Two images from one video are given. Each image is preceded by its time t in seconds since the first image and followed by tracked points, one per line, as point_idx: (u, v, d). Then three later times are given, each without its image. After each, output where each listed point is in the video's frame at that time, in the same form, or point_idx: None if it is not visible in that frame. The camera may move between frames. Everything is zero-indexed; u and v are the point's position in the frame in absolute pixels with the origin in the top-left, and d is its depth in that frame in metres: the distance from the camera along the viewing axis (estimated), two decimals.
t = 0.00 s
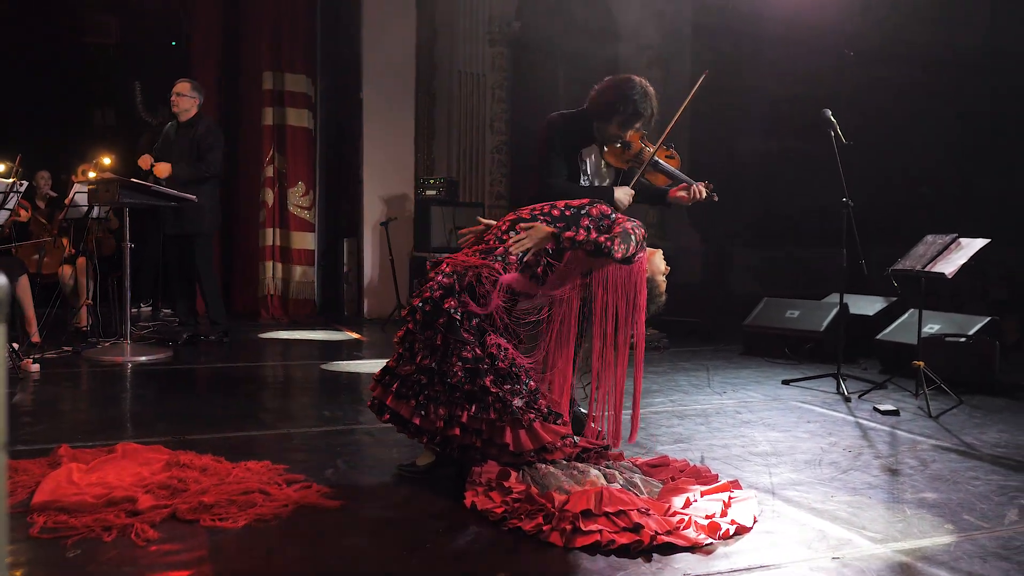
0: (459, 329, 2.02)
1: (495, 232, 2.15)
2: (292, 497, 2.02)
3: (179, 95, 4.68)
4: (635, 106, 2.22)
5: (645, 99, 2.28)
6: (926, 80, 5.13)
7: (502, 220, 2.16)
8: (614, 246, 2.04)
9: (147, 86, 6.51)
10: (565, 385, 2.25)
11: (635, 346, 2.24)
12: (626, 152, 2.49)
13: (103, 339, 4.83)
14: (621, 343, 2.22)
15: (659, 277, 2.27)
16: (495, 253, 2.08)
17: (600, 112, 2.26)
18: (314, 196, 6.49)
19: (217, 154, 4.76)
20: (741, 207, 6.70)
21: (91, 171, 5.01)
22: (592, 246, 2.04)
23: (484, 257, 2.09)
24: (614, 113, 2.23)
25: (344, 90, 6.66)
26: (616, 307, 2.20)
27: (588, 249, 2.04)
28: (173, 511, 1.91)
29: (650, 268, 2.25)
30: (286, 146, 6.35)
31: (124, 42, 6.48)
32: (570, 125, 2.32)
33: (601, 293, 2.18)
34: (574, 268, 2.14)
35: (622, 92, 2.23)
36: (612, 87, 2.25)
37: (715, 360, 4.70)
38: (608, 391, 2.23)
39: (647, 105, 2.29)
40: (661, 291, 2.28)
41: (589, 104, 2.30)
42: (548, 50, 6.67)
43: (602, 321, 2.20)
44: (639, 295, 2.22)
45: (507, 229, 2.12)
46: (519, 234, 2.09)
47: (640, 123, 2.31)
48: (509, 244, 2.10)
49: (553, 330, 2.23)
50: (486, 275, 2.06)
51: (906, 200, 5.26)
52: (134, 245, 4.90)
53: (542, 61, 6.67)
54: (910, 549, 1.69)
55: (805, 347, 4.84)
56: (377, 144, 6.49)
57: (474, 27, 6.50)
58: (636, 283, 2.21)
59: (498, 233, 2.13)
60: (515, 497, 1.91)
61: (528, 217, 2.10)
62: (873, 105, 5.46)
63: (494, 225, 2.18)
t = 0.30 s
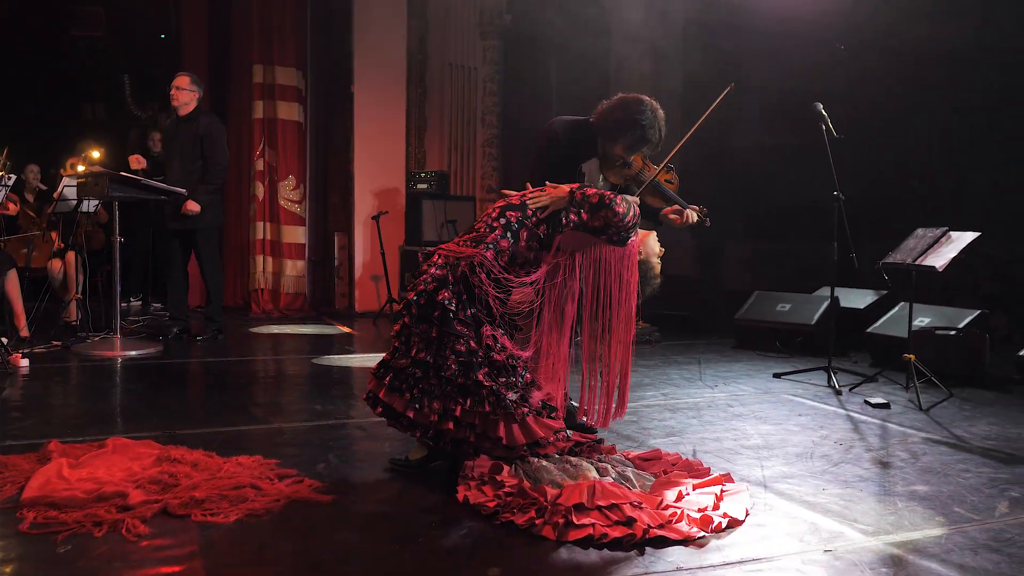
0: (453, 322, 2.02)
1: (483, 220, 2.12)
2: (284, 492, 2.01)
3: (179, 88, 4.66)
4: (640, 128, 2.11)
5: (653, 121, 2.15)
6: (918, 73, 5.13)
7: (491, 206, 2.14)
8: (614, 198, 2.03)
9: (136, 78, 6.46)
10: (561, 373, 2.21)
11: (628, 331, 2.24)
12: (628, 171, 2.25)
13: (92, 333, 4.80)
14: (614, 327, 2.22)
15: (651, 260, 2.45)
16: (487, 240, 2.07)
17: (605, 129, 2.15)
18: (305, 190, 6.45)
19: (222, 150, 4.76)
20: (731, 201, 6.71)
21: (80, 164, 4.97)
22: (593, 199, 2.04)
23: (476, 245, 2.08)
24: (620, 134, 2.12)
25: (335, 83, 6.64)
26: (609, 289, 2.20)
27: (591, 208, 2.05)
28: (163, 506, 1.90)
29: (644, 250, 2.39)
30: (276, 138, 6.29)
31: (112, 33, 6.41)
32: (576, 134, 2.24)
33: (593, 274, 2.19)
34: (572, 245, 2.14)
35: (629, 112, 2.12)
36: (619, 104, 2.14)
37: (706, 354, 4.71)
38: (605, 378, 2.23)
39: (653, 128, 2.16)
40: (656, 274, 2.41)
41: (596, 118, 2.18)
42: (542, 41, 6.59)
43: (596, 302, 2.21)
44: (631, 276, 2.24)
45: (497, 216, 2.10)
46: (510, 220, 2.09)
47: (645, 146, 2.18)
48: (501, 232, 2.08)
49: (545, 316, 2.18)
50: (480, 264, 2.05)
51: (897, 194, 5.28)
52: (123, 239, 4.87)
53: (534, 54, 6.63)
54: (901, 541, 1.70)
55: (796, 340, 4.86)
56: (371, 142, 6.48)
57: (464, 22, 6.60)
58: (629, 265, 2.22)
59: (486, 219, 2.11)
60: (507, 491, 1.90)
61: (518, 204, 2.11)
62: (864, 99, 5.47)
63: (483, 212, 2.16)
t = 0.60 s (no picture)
0: (448, 316, 2.00)
1: (476, 212, 2.14)
2: (276, 490, 2.00)
3: (178, 83, 4.65)
4: (637, 151, 2.11)
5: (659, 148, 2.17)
6: (911, 70, 5.13)
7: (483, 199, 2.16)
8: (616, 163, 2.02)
9: (126, 73, 6.40)
10: (557, 362, 2.19)
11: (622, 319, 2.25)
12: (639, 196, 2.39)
13: (83, 331, 4.76)
14: (609, 315, 2.23)
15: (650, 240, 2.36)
16: (480, 232, 2.08)
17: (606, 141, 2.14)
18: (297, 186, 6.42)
19: (222, 145, 4.83)
20: (725, 197, 6.72)
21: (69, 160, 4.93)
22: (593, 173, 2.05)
23: (469, 238, 2.08)
24: (619, 150, 2.12)
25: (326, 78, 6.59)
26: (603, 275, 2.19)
27: (582, 193, 2.07)
28: (155, 505, 1.88)
29: (641, 233, 2.33)
30: (267, 133, 6.26)
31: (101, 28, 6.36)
32: (580, 141, 2.32)
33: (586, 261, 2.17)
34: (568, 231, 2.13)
35: (628, 130, 2.11)
36: (623, 117, 2.13)
37: (698, 350, 4.72)
38: (602, 366, 2.24)
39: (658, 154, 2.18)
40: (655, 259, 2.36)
41: (599, 129, 2.19)
42: (537, 41, 6.65)
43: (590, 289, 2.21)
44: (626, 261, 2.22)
45: (489, 208, 2.11)
46: (502, 211, 2.11)
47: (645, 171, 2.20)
48: (493, 223, 2.10)
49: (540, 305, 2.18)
50: (475, 256, 2.04)
51: (889, 191, 5.29)
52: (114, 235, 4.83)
53: (526, 52, 6.65)
54: (896, 538, 1.70)
55: (789, 336, 4.87)
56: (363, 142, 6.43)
57: (456, 16, 6.49)
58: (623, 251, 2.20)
59: (478, 212, 2.13)
60: (502, 488, 1.90)
61: (510, 193, 2.13)
62: (857, 95, 5.47)
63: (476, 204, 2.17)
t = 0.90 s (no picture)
0: (447, 315, 1.98)
1: (475, 209, 2.11)
2: (268, 492, 1.98)
3: (171, 82, 4.60)
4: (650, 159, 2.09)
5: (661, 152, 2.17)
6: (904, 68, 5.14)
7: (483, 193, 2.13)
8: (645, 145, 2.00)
9: (116, 71, 6.36)
10: (551, 358, 2.20)
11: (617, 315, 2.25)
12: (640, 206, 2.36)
13: (73, 330, 4.72)
14: (608, 311, 2.23)
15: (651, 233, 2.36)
16: (480, 229, 2.05)
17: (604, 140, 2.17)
18: (288, 185, 6.38)
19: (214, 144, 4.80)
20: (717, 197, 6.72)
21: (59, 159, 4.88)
22: (619, 156, 2.02)
23: (469, 235, 2.06)
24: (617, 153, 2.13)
25: (318, 77, 6.55)
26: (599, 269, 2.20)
27: (584, 189, 2.07)
28: (146, 507, 1.86)
29: (641, 224, 2.33)
30: (259, 132, 6.23)
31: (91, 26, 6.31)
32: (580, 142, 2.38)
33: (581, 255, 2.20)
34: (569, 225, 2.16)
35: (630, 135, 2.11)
36: (625, 120, 2.12)
37: (692, 349, 4.71)
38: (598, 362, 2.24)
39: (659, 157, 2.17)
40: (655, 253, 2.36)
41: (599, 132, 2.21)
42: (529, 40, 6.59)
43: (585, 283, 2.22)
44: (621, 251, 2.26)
45: (489, 204, 2.09)
46: (501, 207, 2.08)
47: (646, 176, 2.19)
48: (493, 220, 2.08)
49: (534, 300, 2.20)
50: (476, 254, 2.02)
51: (881, 190, 5.30)
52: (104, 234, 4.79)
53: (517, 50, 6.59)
54: (893, 539, 1.70)
55: (782, 335, 4.87)
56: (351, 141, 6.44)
57: (449, 14, 6.49)
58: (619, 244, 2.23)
59: (478, 207, 2.10)
60: (496, 490, 1.88)
61: (509, 189, 2.10)
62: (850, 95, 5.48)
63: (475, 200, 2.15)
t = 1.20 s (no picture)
0: (448, 317, 1.97)
1: (474, 207, 2.10)
2: (263, 497, 1.96)
3: (163, 85, 4.60)
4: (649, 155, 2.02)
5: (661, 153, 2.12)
6: (898, 70, 5.15)
7: (481, 191, 2.12)
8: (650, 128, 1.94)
9: (108, 72, 6.31)
10: (546, 349, 2.26)
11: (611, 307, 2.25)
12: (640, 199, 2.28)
13: (65, 333, 4.69)
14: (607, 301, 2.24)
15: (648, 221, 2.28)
16: (482, 228, 2.04)
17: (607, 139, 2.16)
18: (281, 187, 6.36)
19: (208, 145, 4.79)
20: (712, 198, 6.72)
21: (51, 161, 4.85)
22: (622, 140, 1.96)
23: (470, 235, 2.04)
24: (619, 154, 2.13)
25: (311, 78, 6.53)
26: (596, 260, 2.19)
27: (579, 182, 2.07)
28: (140, 513, 1.84)
29: (637, 212, 2.26)
30: (252, 133, 6.20)
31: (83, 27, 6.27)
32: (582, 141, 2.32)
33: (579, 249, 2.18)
34: (565, 220, 2.18)
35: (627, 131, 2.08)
36: (625, 121, 2.08)
37: (687, 350, 4.71)
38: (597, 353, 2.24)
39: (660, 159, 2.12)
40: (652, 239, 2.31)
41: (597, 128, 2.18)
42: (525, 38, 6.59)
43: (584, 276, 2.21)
44: (616, 242, 2.24)
45: (488, 202, 2.07)
46: (501, 204, 2.06)
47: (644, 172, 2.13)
48: (494, 218, 2.05)
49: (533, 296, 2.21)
50: (477, 254, 2.02)
51: (876, 191, 5.31)
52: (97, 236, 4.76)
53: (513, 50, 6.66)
54: (893, 542, 1.69)
55: (777, 336, 4.87)
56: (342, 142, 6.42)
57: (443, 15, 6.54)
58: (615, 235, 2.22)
59: (477, 206, 2.09)
60: (493, 494, 1.87)
61: (507, 186, 2.08)
62: (844, 96, 5.49)
63: (474, 197, 2.13)
